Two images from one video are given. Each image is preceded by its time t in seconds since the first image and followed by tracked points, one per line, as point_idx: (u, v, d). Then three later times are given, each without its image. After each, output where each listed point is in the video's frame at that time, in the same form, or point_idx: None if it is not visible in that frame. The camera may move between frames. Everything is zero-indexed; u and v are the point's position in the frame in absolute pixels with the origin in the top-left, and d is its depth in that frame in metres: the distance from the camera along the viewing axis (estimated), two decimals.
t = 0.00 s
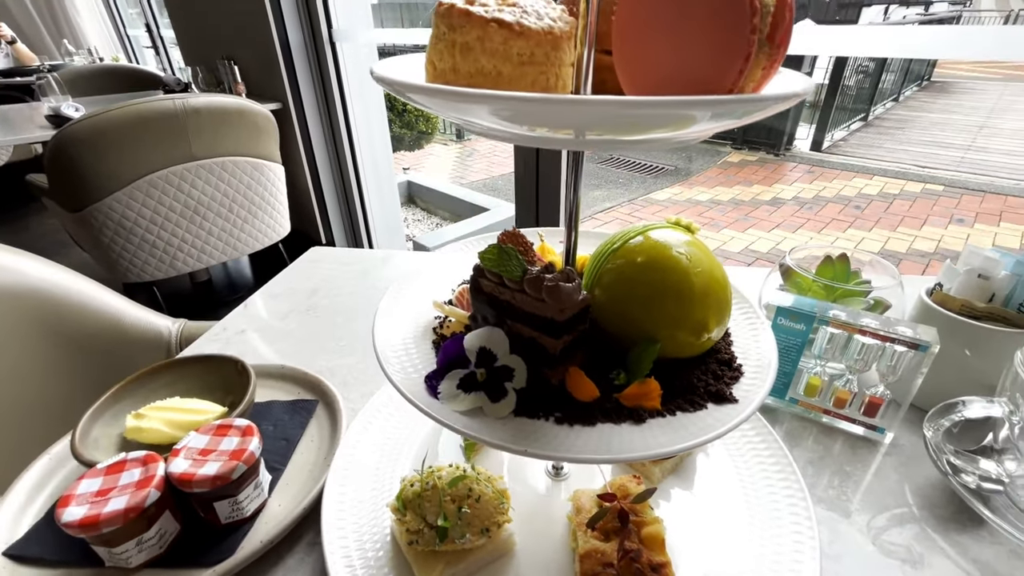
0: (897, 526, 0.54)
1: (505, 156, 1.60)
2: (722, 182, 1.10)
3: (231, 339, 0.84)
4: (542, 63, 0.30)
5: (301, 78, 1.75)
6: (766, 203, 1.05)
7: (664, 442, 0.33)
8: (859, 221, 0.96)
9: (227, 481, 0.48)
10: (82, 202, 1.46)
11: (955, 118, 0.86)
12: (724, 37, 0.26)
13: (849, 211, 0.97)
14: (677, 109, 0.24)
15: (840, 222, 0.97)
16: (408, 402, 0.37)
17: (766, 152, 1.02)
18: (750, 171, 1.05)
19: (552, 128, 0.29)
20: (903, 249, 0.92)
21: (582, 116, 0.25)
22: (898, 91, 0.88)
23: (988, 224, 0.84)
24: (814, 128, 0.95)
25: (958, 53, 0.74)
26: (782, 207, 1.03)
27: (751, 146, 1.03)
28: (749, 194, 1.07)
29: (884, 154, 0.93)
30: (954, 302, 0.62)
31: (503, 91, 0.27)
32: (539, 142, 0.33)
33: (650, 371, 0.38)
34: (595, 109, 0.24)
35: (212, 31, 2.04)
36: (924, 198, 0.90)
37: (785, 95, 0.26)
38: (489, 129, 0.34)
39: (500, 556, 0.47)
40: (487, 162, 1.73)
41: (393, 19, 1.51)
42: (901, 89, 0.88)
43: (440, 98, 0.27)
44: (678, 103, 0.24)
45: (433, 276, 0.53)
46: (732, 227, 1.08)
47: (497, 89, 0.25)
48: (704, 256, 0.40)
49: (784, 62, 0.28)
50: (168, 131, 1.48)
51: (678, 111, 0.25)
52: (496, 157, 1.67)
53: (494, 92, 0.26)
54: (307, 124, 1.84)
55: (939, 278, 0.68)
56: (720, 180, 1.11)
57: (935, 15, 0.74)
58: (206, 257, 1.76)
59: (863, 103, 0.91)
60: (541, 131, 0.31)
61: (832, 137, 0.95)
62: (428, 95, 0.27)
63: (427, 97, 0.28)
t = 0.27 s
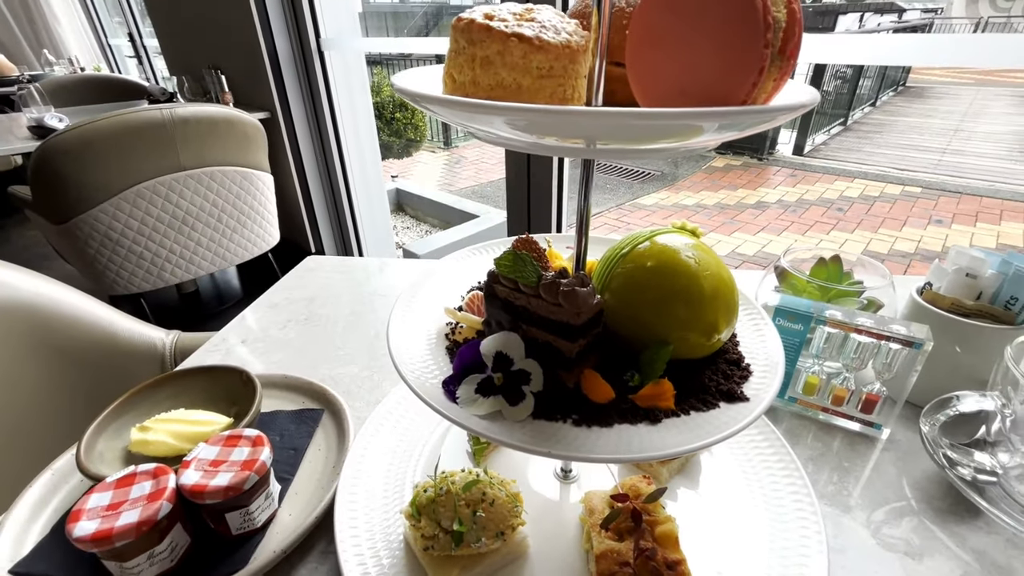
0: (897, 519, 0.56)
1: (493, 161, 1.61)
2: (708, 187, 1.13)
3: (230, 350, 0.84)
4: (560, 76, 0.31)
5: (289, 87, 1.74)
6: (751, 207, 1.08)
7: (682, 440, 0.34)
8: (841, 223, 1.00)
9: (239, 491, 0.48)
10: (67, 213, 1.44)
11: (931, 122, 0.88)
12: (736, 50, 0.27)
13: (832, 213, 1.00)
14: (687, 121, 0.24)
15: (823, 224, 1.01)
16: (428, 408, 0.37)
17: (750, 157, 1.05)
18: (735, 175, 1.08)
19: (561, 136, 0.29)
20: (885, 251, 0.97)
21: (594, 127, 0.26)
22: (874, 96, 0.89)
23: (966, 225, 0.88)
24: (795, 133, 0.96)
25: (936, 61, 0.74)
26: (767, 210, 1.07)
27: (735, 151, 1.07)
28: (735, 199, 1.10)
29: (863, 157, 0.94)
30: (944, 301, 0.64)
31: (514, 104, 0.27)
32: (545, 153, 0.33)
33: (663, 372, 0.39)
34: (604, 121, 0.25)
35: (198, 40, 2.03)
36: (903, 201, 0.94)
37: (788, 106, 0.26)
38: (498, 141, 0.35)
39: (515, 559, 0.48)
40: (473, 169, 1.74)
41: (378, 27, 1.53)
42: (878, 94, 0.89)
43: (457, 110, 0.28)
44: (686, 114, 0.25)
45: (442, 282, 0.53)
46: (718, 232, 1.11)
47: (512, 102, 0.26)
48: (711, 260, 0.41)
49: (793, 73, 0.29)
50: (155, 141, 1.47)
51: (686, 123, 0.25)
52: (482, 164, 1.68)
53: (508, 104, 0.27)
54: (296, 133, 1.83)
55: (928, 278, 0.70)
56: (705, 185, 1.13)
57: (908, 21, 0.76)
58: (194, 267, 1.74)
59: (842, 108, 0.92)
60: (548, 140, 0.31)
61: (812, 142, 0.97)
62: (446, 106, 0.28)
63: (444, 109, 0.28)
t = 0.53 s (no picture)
0: (900, 526, 0.56)
1: (482, 172, 1.62)
2: (693, 196, 1.18)
3: (223, 368, 0.83)
4: (570, 94, 0.31)
5: (276, 101, 1.73)
6: (737, 214, 1.13)
7: (695, 454, 0.34)
8: (825, 230, 1.04)
9: (239, 516, 0.47)
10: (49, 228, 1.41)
11: (908, 130, 0.91)
12: (745, 68, 0.27)
13: (815, 220, 1.05)
14: (692, 139, 0.24)
15: (807, 230, 1.06)
16: (437, 427, 0.37)
17: (735, 165, 1.08)
18: (719, 183, 1.14)
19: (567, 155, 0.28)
20: (867, 255, 0.99)
21: (601, 147, 0.25)
22: (852, 105, 0.89)
23: (944, 230, 0.92)
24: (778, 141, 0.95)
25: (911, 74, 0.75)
26: (752, 217, 1.12)
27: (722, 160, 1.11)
28: (721, 207, 1.15)
29: (845, 165, 0.99)
30: (936, 307, 0.66)
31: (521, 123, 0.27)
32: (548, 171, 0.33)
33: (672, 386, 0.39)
34: (609, 140, 0.24)
35: (184, 54, 2.01)
36: (883, 207, 0.98)
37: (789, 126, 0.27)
38: (503, 158, 0.34)
39: None
40: (462, 180, 1.82)
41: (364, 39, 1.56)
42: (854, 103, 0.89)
43: (464, 129, 0.27)
44: (691, 133, 0.25)
45: (444, 297, 0.53)
46: (706, 239, 1.14)
47: (519, 120, 0.26)
48: (716, 272, 0.41)
49: (802, 91, 0.29)
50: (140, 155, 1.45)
51: (692, 141, 0.25)
52: (470, 174, 1.76)
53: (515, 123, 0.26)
54: (283, 145, 1.82)
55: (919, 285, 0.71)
56: (690, 194, 1.18)
57: (882, 33, 0.78)
58: (180, 282, 1.71)
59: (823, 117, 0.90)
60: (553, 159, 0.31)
61: (794, 148, 1.00)
62: (454, 125, 0.28)
63: (451, 128, 0.28)
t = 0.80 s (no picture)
0: (896, 527, 0.56)
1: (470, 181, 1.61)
2: (678, 203, 1.18)
3: (208, 379, 0.80)
4: (567, 93, 0.30)
5: (261, 110, 1.72)
6: (721, 221, 1.13)
7: (698, 458, 0.34)
8: (807, 235, 1.06)
9: (226, 532, 0.45)
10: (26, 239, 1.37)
11: (885, 138, 0.94)
12: (746, 65, 0.27)
13: (797, 225, 1.07)
14: (688, 137, 0.24)
15: (790, 236, 1.07)
16: (433, 434, 0.36)
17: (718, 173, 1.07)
18: (704, 191, 1.15)
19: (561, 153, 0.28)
20: (850, 260, 1.01)
21: (597, 144, 0.25)
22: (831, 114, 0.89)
23: (922, 235, 0.95)
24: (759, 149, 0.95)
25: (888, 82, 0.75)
26: (736, 224, 1.12)
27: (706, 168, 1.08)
28: (706, 214, 1.15)
29: (825, 173, 1.01)
30: (924, 308, 0.66)
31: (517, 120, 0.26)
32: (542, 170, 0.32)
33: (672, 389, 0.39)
34: (605, 136, 0.24)
35: (166, 63, 1.99)
36: (864, 213, 1.00)
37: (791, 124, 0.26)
38: (497, 158, 0.34)
39: None
40: (448, 189, 1.83)
41: (350, 49, 1.56)
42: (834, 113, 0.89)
43: (457, 127, 0.27)
44: (686, 130, 0.24)
45: (437, 303, 0.52)
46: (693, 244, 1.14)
47: (514, 118, 0.25)
48: (712, 274, 0.41)
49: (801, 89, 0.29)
50: (121, 164, 1.42)
51: (685, 138, 0.24)
52: (458, 183, 1.75)
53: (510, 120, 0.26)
54: (268, 154, 1.80)
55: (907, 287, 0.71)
56: (676, 202, 1.18)
57: (858, 45, 0.79)
58: (162, 293, 1.67)
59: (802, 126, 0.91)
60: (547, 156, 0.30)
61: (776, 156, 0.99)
62: (448, 122, 0.27)
63: (444, 126, 0.27)
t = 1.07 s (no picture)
0: (908, 512, 0.55)
1: (461, 184, 1.52)
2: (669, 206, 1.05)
3: (195, 374, 0.78)
4: (577, 41, 0.29)
5: (250, 108, 1.68)
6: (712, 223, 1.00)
7: (717, 432, 0.32)
8: (797, 236, 0.95)
9: (213, 525, 0.42)
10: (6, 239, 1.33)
11: (870, 142, 0.87)
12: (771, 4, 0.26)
13: (787, 227, 0.96)
14: (703, 72, 0.22)
15: (781, 237, 0.96)
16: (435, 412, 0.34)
17: (709, 175, 1.00)
18: (694, 193, 1.02)
19: (568, 100, 0.27)
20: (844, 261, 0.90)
21: (606, 82, 0.23)
22: (818, 116, 0.89)
23: (909, 235, 0.86)
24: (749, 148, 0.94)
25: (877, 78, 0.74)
26: (727, 225, 0.99)
27: (694, 169, 1.01)
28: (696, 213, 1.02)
29: (813, 174, 0.92)
30: (930, 291, 0.65)
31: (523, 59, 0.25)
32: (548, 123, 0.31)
33: (685, 364, 0.37)
34: (618, 69, 0.22)
35: (152, 61, 1.95)
36: (852, 213, 0.90)
37: (820, 64, 0.24)
38: (502, 111, 0.32)
39: None
40: (441, 192, 1.65)
41: (341, 49, 1.51)
42: (821, 115, 0.89)
43: (458, 68, 0.25)
44: (696, 65, 0.22)
45: (435, 284, 0.50)
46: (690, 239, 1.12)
47: (519, 53, 0.23)
48: (724, 245, 0.39)
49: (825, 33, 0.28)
50: (106, 162, 1.38)
51: (695, 74, 0.22)
52: (450, 185, 1.58)
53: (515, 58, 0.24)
54: (257, 153, 1.77)
55: (911, 271, 0.69)
56: (667, 204, 1.05)
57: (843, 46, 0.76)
58: (148, 296, 1.62)
59: (790, 125, 0.91)
60: (555, 105, 0.29)
61: (765, 158, 0.95)
62: (448, 64, 0.26)
63: (445, 66, 0.26)
